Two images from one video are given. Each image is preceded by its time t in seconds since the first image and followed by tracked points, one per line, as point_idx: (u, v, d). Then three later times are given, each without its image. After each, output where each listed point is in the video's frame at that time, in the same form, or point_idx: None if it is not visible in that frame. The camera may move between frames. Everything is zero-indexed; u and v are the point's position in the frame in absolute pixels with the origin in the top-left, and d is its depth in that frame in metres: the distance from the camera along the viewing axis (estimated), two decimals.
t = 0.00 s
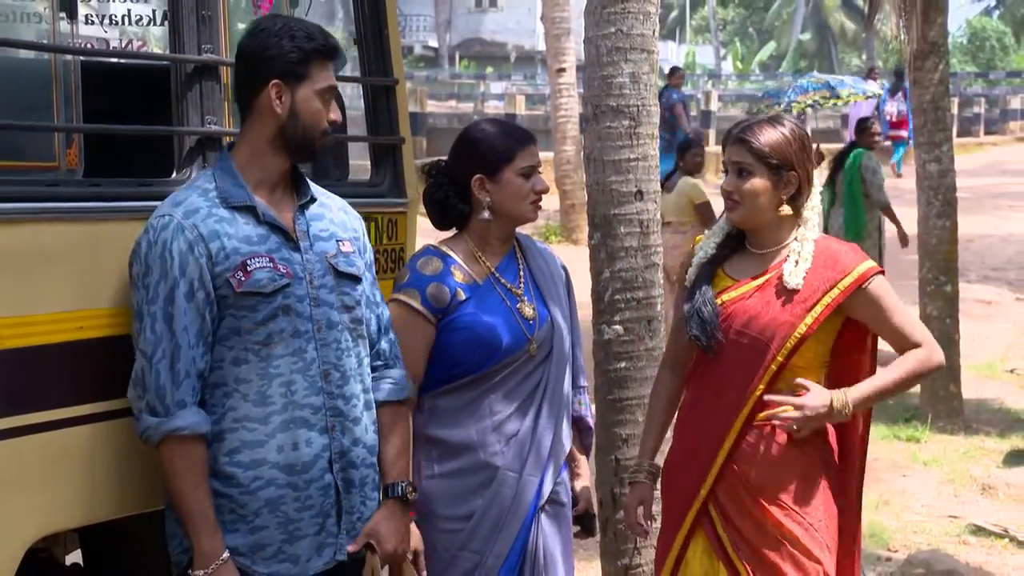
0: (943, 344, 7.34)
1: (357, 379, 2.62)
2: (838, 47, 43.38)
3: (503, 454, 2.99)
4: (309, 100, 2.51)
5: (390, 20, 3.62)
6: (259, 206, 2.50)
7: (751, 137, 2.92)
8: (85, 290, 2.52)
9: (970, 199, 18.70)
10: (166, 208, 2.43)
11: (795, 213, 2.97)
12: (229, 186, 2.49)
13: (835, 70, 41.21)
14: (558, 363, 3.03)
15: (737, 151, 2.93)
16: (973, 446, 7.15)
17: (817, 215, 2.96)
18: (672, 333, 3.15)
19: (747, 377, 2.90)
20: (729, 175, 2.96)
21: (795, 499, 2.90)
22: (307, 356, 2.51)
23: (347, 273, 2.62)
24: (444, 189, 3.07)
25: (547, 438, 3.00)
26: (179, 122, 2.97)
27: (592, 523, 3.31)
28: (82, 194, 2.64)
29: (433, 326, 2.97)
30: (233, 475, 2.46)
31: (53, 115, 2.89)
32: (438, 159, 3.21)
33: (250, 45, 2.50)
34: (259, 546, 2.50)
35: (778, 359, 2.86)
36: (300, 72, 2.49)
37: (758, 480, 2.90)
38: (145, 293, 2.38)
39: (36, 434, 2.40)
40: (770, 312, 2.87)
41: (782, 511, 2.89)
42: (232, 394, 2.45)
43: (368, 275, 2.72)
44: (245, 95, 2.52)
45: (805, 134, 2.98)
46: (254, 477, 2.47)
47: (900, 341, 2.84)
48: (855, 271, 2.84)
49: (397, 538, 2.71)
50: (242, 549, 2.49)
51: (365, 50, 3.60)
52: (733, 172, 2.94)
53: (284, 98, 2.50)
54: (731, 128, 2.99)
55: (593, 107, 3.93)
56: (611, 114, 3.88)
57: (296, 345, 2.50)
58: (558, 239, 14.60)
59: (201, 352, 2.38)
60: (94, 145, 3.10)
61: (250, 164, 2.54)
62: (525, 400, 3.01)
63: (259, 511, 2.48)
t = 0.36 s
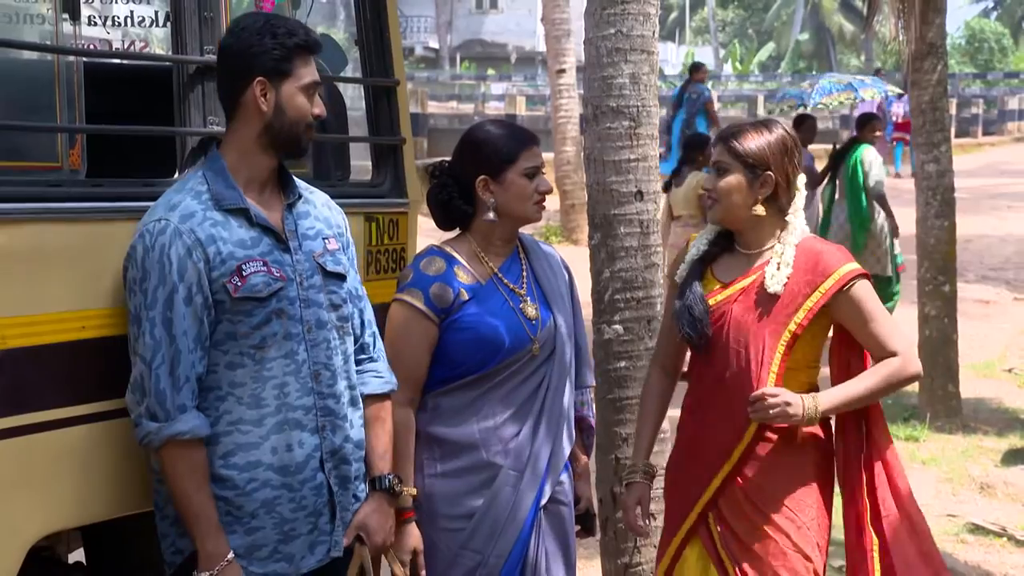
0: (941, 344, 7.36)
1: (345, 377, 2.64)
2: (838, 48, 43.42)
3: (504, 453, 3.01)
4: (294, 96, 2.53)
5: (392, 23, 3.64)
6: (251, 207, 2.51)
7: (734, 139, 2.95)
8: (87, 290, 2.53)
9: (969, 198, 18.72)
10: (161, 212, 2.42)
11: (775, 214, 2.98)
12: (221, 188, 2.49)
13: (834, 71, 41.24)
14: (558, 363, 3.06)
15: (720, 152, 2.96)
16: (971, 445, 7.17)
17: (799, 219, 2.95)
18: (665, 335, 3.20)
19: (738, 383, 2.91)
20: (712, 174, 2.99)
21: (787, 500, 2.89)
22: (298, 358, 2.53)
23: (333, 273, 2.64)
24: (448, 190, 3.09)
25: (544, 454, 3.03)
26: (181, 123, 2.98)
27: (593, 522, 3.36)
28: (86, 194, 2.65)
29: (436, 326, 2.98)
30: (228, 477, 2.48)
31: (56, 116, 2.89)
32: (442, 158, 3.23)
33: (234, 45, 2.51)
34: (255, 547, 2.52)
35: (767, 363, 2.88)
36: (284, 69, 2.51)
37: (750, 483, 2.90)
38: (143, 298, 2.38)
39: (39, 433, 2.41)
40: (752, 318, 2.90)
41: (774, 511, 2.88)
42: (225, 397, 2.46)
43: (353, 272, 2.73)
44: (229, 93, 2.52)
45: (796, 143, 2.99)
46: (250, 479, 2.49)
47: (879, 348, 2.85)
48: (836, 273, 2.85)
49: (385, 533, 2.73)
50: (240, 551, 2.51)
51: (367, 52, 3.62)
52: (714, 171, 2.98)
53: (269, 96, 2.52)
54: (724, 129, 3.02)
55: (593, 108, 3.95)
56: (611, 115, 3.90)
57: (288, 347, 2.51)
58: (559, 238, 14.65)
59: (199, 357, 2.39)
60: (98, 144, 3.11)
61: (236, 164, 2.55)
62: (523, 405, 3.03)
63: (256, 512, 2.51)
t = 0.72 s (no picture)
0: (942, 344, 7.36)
1: (356, 376, 2.64)
2: (838, 49, 43.41)
3: (507, 452, 3.01)
4: (304, 97, 2.54)
5: (394, 25, 3.64)
6: (262, 206, 2.52)
7: (764, 135, 2.97)
8: (91, 291, 2.53)
9: (970, 199, 18.71)
10: (172, 208, 2.44)
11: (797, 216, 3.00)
12: (232, 186, 2.50)
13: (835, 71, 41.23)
14: (564, 361, 3.06)
15: (749, 148, 2.99)
16: (972, 445, 7.17)
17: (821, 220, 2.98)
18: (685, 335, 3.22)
19: (751, 394, 2.97)
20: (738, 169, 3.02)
21: (788, 502, 2.99)
22: (307, 354, 2.53)
23: (345, 273, 2.65)
24: (454, 192, 3.08)
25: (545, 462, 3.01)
26: (183, 123, 2.98)
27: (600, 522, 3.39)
28: (87, 195, 2.65)
29: (442, 325, 2.98)
30: (236, 472, 2.48)
31: (58, 116, 2.89)
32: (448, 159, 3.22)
33: (243, 48, 2.53)
34: (262, 542, 2.52)
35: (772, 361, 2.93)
36: (294, 71, 2.52)
37: (761, 492, 3.00)
38: (153, 292, 2.39)
39: (42, 433, 2.41)
40: (754, 318, 2.96)
41: (773, 514, 2.99)
42: (235, 392, 2.47)
43: (364, 273, 2.74)
44: (240, 96, 2.54)
45: (822, 144, 3.02)
46: (257, 474, 2.49)
47: (895, 334, 2.83)
48: (836, 266, 2.86)
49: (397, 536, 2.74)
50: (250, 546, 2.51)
51: (369, 53, 3.62)
52: (741, 166, 3.01)
53: (279, 98, 2.52)
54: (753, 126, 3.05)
55: (595, 109, 3.95)
56: (613, 116, 3.90)
57: (297, 343, 2.51)
58: (560, 238, 14.66)
59: (209, 351, 2.39)
60: (98, 146, 3.11)
61: (249, 164, 2.56)
62: (528, 404, 3.03)
63: (262, 507, 2.51)
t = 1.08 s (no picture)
0: (942, 344, 7.36)
1: (373, 380, 2.64)
2: (838, 49, 43.41)
3: (516, 453, 3.02)
4: (330, 101, 2.53)
5: (394, 26, 3.65)
6: (283, 207, 2.52)
7: (748, 139, 3.02)
8: (92, 291, 2.53)
9: (969, 200, 18.70)
10: (193, 206, 2.45)
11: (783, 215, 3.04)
12: (254, 186, 2.51)
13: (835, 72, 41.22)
14: (568, 361, 3.07)
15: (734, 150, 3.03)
16: (972, 446, 7.17)
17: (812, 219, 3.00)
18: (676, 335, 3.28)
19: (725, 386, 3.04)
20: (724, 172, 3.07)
21: (759, 500, 3.02)
22: (322, 355, 2.53)
23: (366, 278, 2.64)
24: (456, 192, 3.08)
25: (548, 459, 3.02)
26: (183, 123, 2.97)
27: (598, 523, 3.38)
28: (88, 196, 2.64)
29: (445, 324, 2.98)
30: (248, 467, 2.49)
31: (58, 116, 2.90)
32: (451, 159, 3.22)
33: (272, 50, 2.53)
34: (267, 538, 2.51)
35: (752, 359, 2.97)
36: (320, 75, 2.52)
37: (734, 488, 3.05)
38: (168, 286, 2.41)
39: (44, 432, 2.41)
40: (735, 313, 3.01)
41: (746, 511, 3.03)
42: (249, 388, 2.47)
43: (389, 281, 2.75)
44: (268, 99, 2.55)
45: (810, 148, 3.04)
46: (268, 470, 2.49)
47: (878, 335, 2.84)
48: (825, 270, 2.90)
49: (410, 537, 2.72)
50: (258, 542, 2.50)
51: (369, 53, 3.62)
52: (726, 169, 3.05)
53: (305, 100, 2.53)
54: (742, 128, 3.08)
55: (594, 109, 3.96)
56: (613, 116, 3.91)
57: (312, 344, 2.51)
58: (560, 238, 14.66)
59: (221, 347, 2.40)
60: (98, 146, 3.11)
61: (273, 164, 2.57)
62: (533, 401, 3.03)
63: (273, 501, 2.50)
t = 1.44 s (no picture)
0: (942, 345, 7.36)
1: (377, 377, 2.65)
2: (838, 50, 43.41)
3: (515, 454, 3.01)
4: (322, 103, 2.52)
5: (394, 26, 3.65)
6: (282, 205, 2.52)
7: (729, 136, 3.03)
8: (92, 290, 2.53)
9: (970, 200, 18.69)
10: (192, 206, 2.45)
11: (768, 212, 3.05)
12: (253, 186, 2.51)
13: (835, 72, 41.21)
14: (569, 361, 3.06)
15: (715, 150, 3.04)
16: (973, 446, 7.16)
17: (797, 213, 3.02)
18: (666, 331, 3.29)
19: (711, 381, 3.04)
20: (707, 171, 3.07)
21: (753, 499, 3.01)
22: (327, 352, 2.53)
23: (366, 275, 2.65)
24: (456, 193, 3.08)
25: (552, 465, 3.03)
26: (183, 124, 2.97)
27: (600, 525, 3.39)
28: (87, 196, 2.64)
29: (445, 326, 2.98)
30: (253, 467, 2.48)
31: (58, 116, 2.90)
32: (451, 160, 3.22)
33: (268, 49, 2.53)
34: (271, 541, 2.51)
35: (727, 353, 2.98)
36: (314, 76, 2.51)
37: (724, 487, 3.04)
38: (170, 288, 2.40)
39: (44, 433, 2.41)
40: (715, 308, 3.02)
41: (741, 511, 3.02)
42: (255, 388, 2.47)
43: (388, 280, 2.76)
44: (263, 99, 2.54)
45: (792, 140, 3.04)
46: (275, 470, 2.49)
47: (853, 329, 2.82)
48: (802, 264, 2.88)
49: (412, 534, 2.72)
50: (264, 542, 2.50)
51: (369, 53, 3.62)
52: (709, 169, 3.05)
53: (297, 101, 2.52)
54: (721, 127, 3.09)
55: (595, 110, 3.95)
56: (613, 117, 3.91)
57: (317, 341, 2.52)
58: (560, 238, 14.66)
59: (224, 347, 2.39)
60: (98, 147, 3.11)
61: (267, 164, 2.57)
62: (539, 396, 3.04)
63: (279, 502, 2.50)
